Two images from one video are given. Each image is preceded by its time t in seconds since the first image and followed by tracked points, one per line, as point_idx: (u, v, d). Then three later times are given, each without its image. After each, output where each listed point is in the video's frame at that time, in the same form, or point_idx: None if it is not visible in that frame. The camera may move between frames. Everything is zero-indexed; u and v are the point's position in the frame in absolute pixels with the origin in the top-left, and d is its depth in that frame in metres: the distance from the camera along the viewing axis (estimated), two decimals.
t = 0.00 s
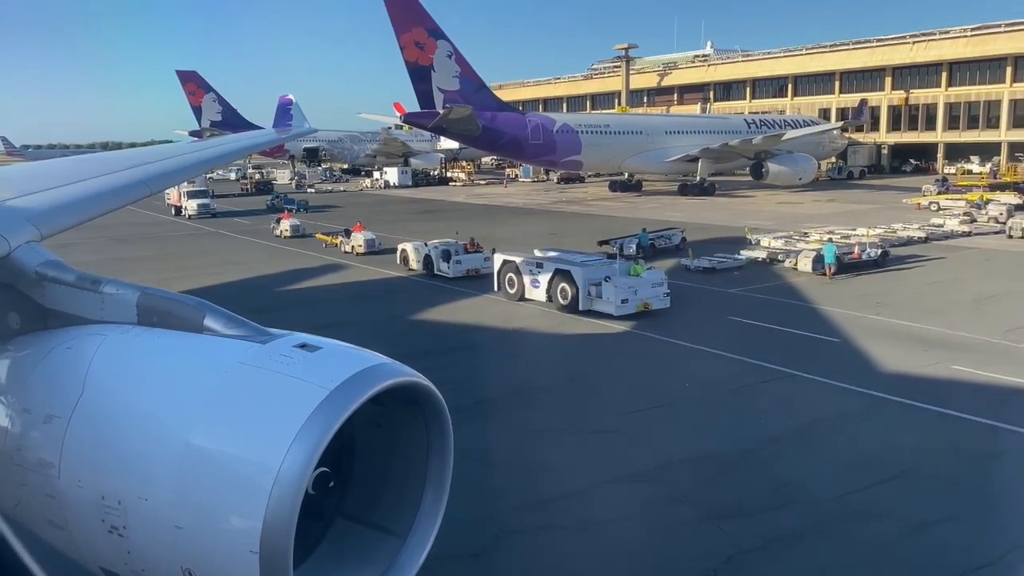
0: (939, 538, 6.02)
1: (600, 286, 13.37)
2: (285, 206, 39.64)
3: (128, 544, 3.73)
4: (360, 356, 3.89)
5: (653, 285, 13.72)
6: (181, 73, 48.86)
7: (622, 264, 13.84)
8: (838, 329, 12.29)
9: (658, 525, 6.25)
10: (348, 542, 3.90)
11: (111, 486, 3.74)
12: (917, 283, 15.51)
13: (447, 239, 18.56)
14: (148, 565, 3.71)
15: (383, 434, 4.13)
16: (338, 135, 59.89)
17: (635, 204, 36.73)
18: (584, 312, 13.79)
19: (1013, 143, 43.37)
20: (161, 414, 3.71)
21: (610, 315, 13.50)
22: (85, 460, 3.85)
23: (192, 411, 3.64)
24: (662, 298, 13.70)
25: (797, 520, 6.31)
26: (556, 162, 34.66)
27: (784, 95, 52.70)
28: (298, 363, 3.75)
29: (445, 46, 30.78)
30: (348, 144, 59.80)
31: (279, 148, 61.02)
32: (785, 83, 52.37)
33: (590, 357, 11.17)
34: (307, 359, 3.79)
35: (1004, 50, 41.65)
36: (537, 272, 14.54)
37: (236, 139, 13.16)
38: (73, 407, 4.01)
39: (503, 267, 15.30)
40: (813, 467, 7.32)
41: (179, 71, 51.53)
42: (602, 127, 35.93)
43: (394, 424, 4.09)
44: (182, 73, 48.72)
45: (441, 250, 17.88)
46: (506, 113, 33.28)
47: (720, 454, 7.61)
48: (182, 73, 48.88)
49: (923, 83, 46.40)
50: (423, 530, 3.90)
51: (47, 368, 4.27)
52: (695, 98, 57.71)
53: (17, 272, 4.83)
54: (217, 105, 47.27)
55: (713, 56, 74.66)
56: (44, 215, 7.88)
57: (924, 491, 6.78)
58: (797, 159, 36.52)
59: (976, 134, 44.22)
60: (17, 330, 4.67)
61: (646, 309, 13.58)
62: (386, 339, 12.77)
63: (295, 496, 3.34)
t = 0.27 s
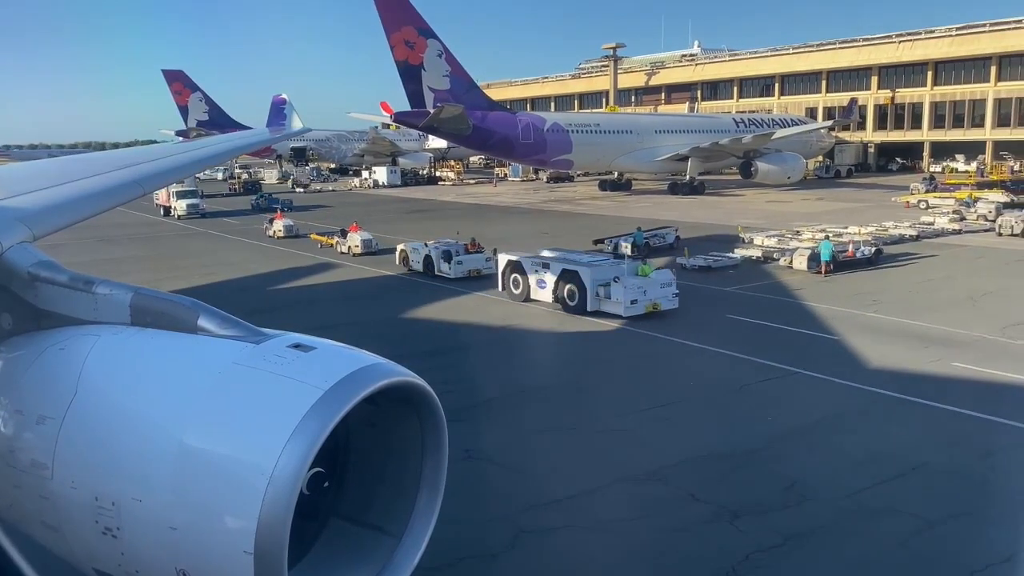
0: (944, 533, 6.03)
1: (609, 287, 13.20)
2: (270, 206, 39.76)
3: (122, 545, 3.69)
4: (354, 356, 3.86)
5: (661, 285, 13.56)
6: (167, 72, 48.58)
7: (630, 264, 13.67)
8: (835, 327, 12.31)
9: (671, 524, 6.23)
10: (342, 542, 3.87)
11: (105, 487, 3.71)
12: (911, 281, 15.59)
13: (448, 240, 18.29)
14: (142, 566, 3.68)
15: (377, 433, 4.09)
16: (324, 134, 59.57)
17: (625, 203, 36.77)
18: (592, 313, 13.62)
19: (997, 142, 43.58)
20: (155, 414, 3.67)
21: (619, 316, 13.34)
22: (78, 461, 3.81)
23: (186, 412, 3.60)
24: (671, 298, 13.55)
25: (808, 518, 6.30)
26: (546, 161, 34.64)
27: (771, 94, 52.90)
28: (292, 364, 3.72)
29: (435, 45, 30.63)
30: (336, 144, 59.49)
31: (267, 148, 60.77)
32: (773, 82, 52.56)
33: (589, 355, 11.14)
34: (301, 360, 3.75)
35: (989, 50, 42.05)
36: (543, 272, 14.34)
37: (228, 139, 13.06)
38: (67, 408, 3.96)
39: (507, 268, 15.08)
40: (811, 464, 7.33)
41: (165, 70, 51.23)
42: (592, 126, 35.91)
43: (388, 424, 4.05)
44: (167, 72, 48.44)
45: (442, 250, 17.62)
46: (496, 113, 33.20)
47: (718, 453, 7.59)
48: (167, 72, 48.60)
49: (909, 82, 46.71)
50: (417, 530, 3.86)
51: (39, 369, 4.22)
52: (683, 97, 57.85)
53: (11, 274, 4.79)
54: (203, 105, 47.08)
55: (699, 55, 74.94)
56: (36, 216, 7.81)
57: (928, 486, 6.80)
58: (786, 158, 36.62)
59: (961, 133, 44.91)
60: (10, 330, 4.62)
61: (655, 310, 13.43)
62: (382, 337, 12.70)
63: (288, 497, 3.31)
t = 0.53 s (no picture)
0: (954, 529, 6.03)
1: (619, 287, 12.92)
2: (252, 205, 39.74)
3: (115, 547, 3.63)
4: (349, 356, 3.80)
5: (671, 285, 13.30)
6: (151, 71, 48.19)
7: (638, 263, 13.39)
8: (836, 325, 12.30)
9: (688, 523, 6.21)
10: (337, 543, 3.81)
11: (98, 488, 3.65)
12: (907, 279, 15.61)
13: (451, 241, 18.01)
14: (135, 567, 3.62)
15: (372, 433, 4.02)
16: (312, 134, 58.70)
17: (616, 202, 36.74)
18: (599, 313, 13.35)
19: (983, 141, 43.82)
20: (147, 416, 3.60)
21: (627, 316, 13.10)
22: (70, 461, 3.75)
23: (179, 413, 3.54)
24: (680, 299, 13.32)
25: (824, 516, 6.29)
26: (537, 161, 34.61)
27: (759, 94, 53.02)
28: (286, 364, 3.65)
29: (425, 44, 30.59)
30: (324, 143, 59.10)
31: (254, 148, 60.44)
32: (760, 81, 52.65)
33: (591, 354, 11.06)
34: (294, 360, 3.68)
35: (973, 49, 42.43)
36: (547, 271, 13.97)
37: (219, 139, 12.92)
38: (59, 408, 3.89)
39: (511, 269, 14.65)
40: (810, 461, 7.32)
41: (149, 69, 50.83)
42: (583, 125, 35.85)
43: (383, 423, 3.99)
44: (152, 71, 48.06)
45: (444, 249, 17.34)
46: (487, 111, 33.13)
47: (719, 451, 7.55)
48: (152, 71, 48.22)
49: (895, 81, 46.90)
50: (413, 530, 3.81)
51: (30, 372, 4.14)
52: (670, 96, 57.89)
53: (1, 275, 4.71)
54: (189, 104, 46.87)
55: (686, 54, 75.12)
56: (27, 216, 7.69)
57: (935, 482, 6.81)
58: (775, 157, 36.66)
59: (947, 131, 45.18)
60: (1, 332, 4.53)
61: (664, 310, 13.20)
62: (380, 336, 12.57)
63: (283, 497, 3.26)
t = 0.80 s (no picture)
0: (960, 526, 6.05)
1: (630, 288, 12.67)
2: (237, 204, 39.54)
3: (108, 547, 3.58)
4: (343, 356, 3.74)
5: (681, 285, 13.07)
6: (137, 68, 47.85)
7: (647, 263, 13.15)
8: (836, 324, 12.29)
9: (703, 522, 6.18)
10: (330, 544, 3.76)
11: (91, 488, 3.59)
12: (901, 277, 15.63)
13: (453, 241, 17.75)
14: (128, 568, 3.56)
15: (365, 433, 3.97)
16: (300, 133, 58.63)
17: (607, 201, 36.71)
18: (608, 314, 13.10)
19: (969, 139, 44.33)
20: (140, 417, 3.54)
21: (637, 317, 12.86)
22: (63, 462, 3.69)
23: (171, 414, 3.48)
24: (690, 300, 13.10)
25: (836, 514, 6.28)
26: (528, 159, 34.56)
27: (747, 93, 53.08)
28: (280, 364, 3.60)
29: (415, 42, 30.51)
30: (311, 141, 58.69)
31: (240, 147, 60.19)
32: (749, 80, 52.70)
33: (591, 353, 11.00)
34: (288, 360, 3.63)
35: (959, 49, 42.57)
36: (553, 271, 13.69)
37: (210, 139, 12.81)
38: (52, 409, 3.83)
39: (516, 269, 14.37)
40: (808, 459, 7.31)
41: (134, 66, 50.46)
42: (574, 124, 35.78)
43: (377, 423, 3.93)
44: (138, 69, 47.74)
45: (445, 249, 17.05)
46: (478, 110, 33.04)
47: (721, 450, 7.51)
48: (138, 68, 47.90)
49: (882, 80, 46.95)
50: (407, 530, 3.76)
51: (22, 372, 4.07)
52: (659, 95, 57.89)
53: None
54: (176, 103, 46.70)
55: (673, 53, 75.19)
56: (19, 215, 7.59)
57: (940, 479, 6.82)
58: (765, 156, 36.70)
59: (934, 130, 45.39)
60: None
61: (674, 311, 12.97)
62: (378, 335, 12.46)
63: (276, 498, 3.21)
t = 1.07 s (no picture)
0: (964, 523, 6.05)
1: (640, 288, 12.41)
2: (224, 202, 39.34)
3: (100, 547, 3.52)
4: (337, 354, 3.68)
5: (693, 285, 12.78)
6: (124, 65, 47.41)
7: (658, 262, 12.88)
8: (837, 322, 12.26)
9: (713, 522, 6.13)
10: (323, 544, 3.71)
11: (83, 487, 3.53)
12: (898, 275, 15.64)
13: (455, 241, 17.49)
14: (121, 567, 3.50)
15: (359, 431, 3.90)
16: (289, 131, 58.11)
17: (600, 200, 36.66)
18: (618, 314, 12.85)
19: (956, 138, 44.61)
20: (132, 416, 3.48)
21: (647, 317, 12.61)
22: (55, 461, 3.63)
23: (163, 413, 3.42)
24: (702, 300, 12.81)
25: (844, 513, 6.24)
26: (520, 158, 34.50)
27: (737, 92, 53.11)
28: (273, 363, 3.53)
29: (407, 40, 30.42)
30: (300, 139, 58.36)
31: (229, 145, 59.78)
32: (739, 79, 52.73)
33: (593, 351, 10.94)
34: (281, 359, 3.57)
35: (948, 49, 42.73)
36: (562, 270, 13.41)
37: (203, 137, 12.69)
38: (44, 407, 3.76)
39: (523, 268, 14.09)
40: (811, 457, 7.28)
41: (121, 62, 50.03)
42: (565, 122, 35.70)
43: (371, 422, 3.87)
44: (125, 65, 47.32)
45: (447, 250, 16.79)
46: (470, 108, 32.95)
47: (723, 449, 7.47)
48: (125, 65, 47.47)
49: (871, 79, 47.06)
50: (401, 529, 3.71)
51: (14, 371, 4.00)
52: (649, 94, 57.85)
53: None
54: (163, 101, 46.39)
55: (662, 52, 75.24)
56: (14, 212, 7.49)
57: (943, 477, 6.81)
58: (756, 155, 36.70)
59: (923, 129, 45.54)
60: None
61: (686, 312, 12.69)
62: (378, 334, 12.33)
63: (269, 498, 3.15)
